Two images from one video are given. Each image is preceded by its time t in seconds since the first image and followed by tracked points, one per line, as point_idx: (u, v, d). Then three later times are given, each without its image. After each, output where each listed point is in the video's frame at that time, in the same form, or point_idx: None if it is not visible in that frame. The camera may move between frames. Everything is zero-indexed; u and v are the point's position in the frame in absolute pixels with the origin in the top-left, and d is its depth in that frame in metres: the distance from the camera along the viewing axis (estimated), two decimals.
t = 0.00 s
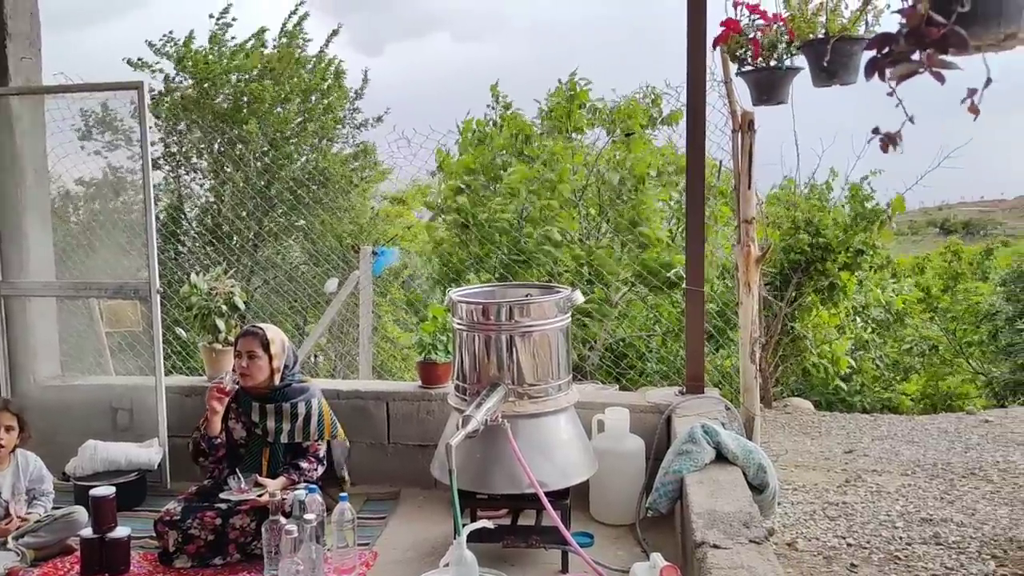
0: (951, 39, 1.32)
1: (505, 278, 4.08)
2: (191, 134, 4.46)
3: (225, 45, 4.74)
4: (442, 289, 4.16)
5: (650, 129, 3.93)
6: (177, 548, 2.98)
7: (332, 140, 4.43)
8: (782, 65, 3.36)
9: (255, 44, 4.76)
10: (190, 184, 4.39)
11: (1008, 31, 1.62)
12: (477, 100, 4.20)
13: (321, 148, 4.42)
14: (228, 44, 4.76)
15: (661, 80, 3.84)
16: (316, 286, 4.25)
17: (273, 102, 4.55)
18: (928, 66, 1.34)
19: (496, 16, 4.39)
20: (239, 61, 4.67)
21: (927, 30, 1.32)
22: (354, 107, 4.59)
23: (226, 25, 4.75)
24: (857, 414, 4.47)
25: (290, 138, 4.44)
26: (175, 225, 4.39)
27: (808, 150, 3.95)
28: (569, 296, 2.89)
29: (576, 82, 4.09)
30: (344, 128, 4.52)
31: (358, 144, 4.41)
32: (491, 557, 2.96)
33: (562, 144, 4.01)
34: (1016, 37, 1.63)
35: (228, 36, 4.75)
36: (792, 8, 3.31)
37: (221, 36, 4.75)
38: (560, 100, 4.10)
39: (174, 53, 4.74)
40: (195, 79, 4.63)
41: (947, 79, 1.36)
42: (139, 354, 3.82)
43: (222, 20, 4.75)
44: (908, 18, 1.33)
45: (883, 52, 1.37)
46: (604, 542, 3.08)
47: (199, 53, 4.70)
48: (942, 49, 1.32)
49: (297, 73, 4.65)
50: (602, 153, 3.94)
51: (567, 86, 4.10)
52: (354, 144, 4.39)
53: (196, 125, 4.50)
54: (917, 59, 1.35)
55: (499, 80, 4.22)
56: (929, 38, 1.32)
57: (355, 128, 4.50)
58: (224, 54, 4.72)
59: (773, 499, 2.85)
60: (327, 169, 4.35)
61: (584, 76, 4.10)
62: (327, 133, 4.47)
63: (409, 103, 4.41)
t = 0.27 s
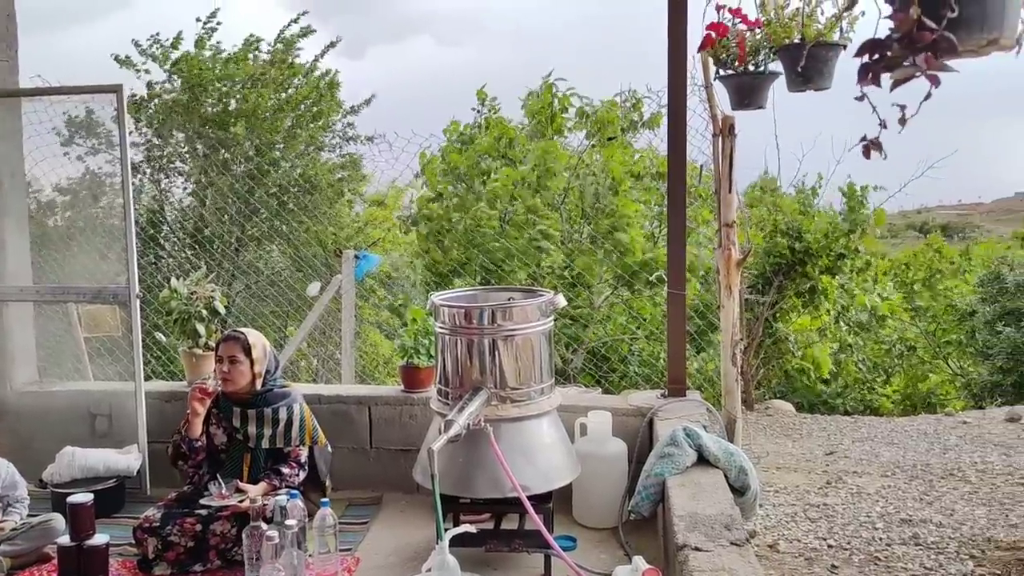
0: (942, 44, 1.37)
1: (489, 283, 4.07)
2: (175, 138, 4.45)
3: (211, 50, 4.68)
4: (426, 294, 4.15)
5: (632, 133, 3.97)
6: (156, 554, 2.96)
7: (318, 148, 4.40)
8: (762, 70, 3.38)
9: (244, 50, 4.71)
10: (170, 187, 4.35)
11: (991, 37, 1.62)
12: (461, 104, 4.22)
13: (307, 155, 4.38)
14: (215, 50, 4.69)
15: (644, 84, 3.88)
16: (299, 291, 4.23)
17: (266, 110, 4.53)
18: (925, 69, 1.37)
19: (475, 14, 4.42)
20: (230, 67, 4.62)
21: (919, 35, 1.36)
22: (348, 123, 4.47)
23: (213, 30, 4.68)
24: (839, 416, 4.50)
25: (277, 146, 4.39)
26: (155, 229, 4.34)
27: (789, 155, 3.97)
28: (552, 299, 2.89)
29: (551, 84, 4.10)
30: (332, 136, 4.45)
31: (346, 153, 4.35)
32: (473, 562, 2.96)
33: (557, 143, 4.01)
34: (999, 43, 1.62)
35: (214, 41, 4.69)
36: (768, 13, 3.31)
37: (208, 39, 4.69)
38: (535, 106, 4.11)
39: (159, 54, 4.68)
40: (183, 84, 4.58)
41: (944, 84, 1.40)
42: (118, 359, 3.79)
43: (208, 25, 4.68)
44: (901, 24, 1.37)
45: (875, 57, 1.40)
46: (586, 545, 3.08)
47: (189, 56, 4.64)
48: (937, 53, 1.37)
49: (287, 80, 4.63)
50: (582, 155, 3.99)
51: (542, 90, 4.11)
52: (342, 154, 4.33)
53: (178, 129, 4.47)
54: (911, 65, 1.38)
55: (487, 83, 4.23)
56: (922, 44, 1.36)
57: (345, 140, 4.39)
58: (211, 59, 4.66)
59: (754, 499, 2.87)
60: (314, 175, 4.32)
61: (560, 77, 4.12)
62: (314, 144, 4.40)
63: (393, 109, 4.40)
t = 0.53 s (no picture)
0: (928, 50, 1.39)
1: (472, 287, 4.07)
2: (155, 142, 4.33)
3: (193, 55, 4.63)
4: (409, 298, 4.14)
5: (615, 138, 3.98)
6: (135, 562, 2.94)
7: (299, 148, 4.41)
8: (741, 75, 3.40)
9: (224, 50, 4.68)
10: (149, 192, 4.30)
11: (973, 43, 1.65)
12: (448, 105, 4.23)
13: (291, 159, 4.38)
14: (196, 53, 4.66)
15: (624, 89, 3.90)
16: (281, 296, 4.21)
17: (248, 114, 4.49)
18: (912, 75, 1.40)
19: (459, 17, 4.36)
20: (211, 70, 4.58)
21: (905, 41, 1.39)
22: (327, 124, 4.48)
23: (195, 37, 4.68)
24: (822, 419, 4.53)
25: (260, 152, 4.39)
26: (133, 234, 4.29)
27: (768, 161, 4.01)
28: (534, 303, 2.89)
29: (535, 88, 4.14)
30: (311, 140, 4.44)
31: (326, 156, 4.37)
32: (455, 567, 2.95)
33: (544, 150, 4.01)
34: (980, 50, 1.66)
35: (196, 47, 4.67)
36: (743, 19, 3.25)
37: (188, 44, 4.67)
38: (521, 112, 4.14)
39: (137, 58, 4.66)
40: (166, 80, 4.53)
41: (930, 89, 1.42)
42: (97, 365, 3.75)
43: (190, 31, 4.68)
44: (886, 30, 1.40)
45: (860, 64, 1.44)
46: (569, 550, 3.08)
47: (172, 58, 4.59)
48: (923, 58, 1.39)
49: (271, 83, 4.59)
50: (564, 159, 4.00)
51: (527, 95, 4.14)
52: (322, 156, 4.33)
53: (157, 133, 4.35)
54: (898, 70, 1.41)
55: (474, 88, 4.23)
56: (907, 49, 1.39)
57: (325, 142, 4.42)
58: (193, 60, 4.62)
59: (735, 501, 2.88)
60: (298, 180, 4.31)
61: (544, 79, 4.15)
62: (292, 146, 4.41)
63: (376, 112, 4.40)
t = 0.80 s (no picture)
0: (904, 57, 1.20)
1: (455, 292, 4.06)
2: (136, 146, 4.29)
3: (168, 56, 4.62)
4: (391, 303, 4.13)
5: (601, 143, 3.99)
6: (115, 570, 2.91)
7: (276, 148, 4.41)
8: (720, 79, 3.29)
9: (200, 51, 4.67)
10: (129, 196, 4.24)
11: (950, 49, 1.47)
12: (428, 107, 4.22)
13: (268, 161, 4.36)
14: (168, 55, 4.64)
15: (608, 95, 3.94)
16: (262, 301, 4.18)
17: (224, 115, 4.42)
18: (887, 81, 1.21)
19: (441, 21, 4.40)
20: (189, 73, 4.53)
21: (881, 47, 1.19)
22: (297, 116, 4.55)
23: (165, 37, 4.63)
24: (804, 422, 4.56)
25: (237, 152, 4.32)
26: (113, 239, 4.25)
27: (749, 166, 4.06)
28: (517, 309, 2.89)
29: (529, 94, 4.13)
30: (288, 138, 4.48)
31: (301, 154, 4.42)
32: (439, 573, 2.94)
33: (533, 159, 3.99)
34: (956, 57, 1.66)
35: (169, 47, 4.64)
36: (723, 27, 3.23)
37: (162, 46, 4.63)
38: (510, 113, 4.14)
39: (112, 62, 4.56)
40: (143, 86, 4.48)
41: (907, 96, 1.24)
42: (75, 372, 3.71)
43: (161, 31, 4.63)
44: (862, 36, 1.21)
45: (838, 70, 1.23)
46: (553, 555, 3.08)
47: (148, 60, 4.54)
48: (901, 65, 1.19)
49: (247, 86, 4.56)
50: (552, 165, 3.97)
51: (519, 99, 4.14)
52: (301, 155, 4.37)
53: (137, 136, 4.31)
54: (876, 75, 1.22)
55: (455, 92, 4.20)
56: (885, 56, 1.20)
57: (300, 138, 4.48)
58: (169, 64, 4.58)
59: (717, 506, 2.89)
60: (275, 181, 4.31)
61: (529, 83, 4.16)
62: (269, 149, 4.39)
63: (357, 117, 4.40)
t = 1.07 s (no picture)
0: (868, 65, 1.30)
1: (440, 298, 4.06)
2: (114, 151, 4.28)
3: (150, 61, 4.55)
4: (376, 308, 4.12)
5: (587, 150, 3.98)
6: None
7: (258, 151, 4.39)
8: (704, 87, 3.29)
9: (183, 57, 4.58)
10: (109, 202, 4.24)
11: (920, 58, 1.49)
12: (407, 116, 4.20)
13: (246, 163, 4.35)
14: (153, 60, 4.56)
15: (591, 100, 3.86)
16: (246, 307, 4.16)
17: (202, 117, 4.40)
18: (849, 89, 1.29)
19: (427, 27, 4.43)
20: (170, 77, 4.48)
21: (846, 57, 1.29)
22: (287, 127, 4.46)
23: (153, 42, 4.55)
24: (786, 426, 4.61)
25: (216, 153, 4.33)
26: (93, 243, 4.22)
27: (734, 170, 4.07)
28: (501, 314, 2.88)
29: (512, 99, 4.11)
30: (276, 146, 4.43)
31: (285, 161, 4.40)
32: None
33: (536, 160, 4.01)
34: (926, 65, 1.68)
35: (154, 52, 4.56)
36: (705, 34, 3.16)
37: (147, 49, 4.56)
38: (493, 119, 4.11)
39: (93, 64, 4.53)
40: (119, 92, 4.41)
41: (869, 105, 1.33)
42: (55, 378, 3.67)
43: (148, 36, 4.55)
44: (828, 44, 1.30)
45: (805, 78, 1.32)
46: (538, 560, 3.08)
47: (125, 63, 4.50)
48: (862, 74, 1.29)
49: (226, 89, 4.49)
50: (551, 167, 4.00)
51: (501, 104, 4.11)
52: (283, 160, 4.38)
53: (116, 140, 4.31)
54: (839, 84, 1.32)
55: (427, 96, 4.25)
56: (848, 64, 1.29)
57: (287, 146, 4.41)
58: (150, 68, 4.51)
59: (701, 509, 2.91)
60: (252, 185, 4.28)
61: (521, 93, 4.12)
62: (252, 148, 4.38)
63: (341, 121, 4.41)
